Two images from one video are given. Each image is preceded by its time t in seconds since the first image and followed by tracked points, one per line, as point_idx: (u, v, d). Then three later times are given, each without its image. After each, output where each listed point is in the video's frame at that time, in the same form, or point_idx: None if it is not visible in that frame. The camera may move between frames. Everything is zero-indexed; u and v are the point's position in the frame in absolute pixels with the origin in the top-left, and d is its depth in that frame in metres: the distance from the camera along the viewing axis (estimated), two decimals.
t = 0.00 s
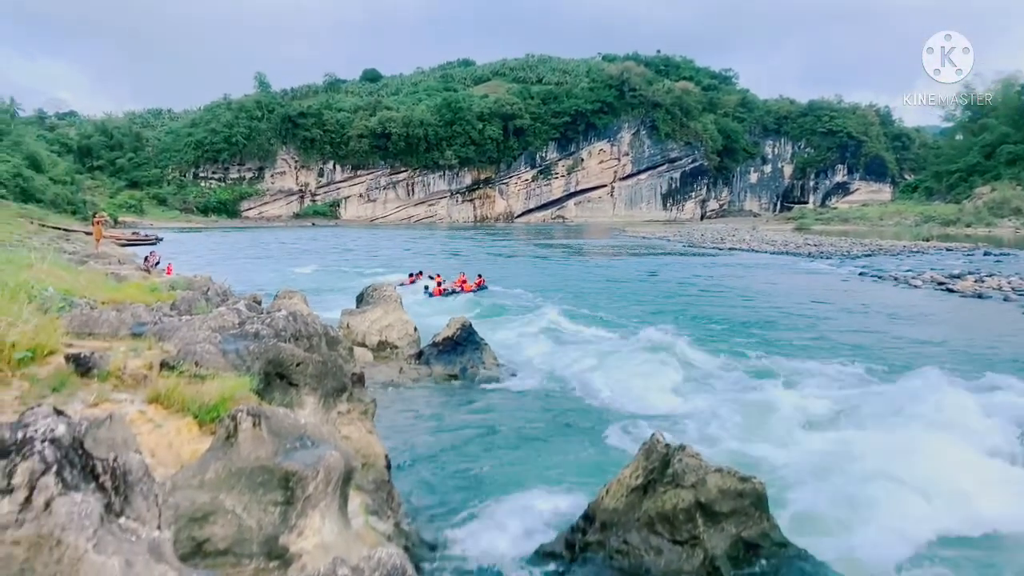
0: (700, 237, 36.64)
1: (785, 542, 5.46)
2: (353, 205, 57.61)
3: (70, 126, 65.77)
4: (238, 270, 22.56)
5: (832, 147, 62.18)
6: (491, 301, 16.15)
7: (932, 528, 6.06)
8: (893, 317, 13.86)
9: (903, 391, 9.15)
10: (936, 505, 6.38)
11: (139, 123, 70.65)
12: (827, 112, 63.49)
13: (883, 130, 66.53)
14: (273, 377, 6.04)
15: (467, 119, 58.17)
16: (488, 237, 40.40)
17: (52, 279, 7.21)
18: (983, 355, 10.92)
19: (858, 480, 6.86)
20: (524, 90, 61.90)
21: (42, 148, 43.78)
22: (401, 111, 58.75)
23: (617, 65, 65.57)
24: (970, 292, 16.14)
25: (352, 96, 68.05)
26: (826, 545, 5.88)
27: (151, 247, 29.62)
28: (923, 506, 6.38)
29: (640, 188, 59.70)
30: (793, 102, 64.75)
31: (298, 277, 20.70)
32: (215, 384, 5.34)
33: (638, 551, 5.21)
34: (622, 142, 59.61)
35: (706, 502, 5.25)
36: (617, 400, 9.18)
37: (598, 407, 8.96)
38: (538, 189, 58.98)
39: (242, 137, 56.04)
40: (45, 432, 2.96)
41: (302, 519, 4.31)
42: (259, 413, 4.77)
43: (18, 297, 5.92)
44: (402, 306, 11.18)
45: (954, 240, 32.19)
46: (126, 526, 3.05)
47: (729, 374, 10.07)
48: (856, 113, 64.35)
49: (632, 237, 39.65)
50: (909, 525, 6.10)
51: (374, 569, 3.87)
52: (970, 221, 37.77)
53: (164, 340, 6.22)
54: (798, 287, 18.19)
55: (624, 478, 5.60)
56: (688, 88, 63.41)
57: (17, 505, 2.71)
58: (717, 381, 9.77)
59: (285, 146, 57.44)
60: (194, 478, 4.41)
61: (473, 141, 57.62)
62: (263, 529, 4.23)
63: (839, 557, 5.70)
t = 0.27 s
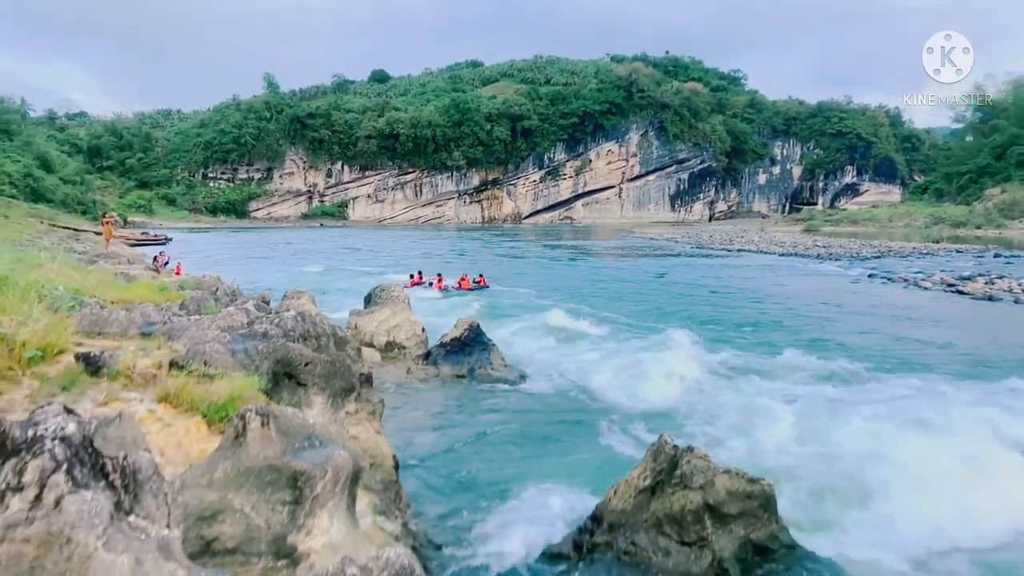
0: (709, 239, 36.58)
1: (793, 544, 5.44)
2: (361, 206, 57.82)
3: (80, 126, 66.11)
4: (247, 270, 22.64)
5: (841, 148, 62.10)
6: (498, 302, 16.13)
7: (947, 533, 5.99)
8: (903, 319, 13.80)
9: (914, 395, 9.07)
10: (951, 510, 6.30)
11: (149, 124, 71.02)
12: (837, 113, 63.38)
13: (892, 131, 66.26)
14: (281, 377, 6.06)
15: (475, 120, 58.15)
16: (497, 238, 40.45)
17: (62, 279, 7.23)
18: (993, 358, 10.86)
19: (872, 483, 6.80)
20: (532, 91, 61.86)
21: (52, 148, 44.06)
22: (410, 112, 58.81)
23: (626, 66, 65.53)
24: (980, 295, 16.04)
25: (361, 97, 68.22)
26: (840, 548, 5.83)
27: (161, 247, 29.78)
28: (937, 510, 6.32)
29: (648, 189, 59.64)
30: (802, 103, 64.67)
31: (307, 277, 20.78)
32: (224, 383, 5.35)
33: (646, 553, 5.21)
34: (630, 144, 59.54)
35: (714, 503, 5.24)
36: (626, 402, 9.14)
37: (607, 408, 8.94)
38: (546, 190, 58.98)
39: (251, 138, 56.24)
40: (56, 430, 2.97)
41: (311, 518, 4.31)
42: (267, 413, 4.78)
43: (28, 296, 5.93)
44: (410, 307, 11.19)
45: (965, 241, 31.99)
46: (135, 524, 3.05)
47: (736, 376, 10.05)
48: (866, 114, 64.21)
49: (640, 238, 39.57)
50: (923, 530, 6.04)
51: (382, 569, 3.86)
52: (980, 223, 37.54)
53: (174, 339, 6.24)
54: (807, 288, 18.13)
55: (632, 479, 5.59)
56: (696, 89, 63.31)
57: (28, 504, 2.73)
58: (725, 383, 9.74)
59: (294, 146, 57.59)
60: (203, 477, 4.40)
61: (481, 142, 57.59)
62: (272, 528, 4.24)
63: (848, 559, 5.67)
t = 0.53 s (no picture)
0: (715, 240, 36.53)
1: (799, 545, 5.42)
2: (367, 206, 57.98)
3: (88, 126, 66.41)
4: (253, 270, 22.70)
5: (848, 150, 62.01)
6: (504, 302, 16.15)
7: (954, 535, 5.96)
8: (910, 321, 13.75)
9: (920, 397, 9.03)
10: (958, 512, 6.27)
11: (156, 124, 71.29)
12: (843, 113, 63.37)
13: (899, 132, 66.09)
14: (287, 377, 6.07)
15: (481, 121, 58.14)
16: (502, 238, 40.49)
17: (69, 279, 7.25)
18: (1000, 360, 10.81)
19: (878, 486, 6.77)
20: (539, 92, 61.83)
21: (60, 149, 44.27)
22: (416, 112, 58.87)
23: (632, 66, 65.46)
24: (987, 296, 15.98)
25: (367, 97, 68.36)
26: (847, 550, 5.80)
27: (168, 247, 29.88)
28: (945, 512, 6.28)
29: (654, 190, 59.53)
30: (809, 104, 64.65)
31: (313, 277, 20.82)
32: (229, 383, 5.36)
33: (650, 554, 5.20)
34: (636, 144, 59.49)
35: (719, 505, 5.22)
36: (631, 403, 9.13)
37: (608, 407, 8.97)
38: (552, 190, 58.96)
39: (258, 138, 56.37)
40: (63, 428, 2.96)
41: (316, 518, 4.31)
42: (273, 412, 4.77)
43: (35, 296, 5.95)
44: (416, 307, 11.19)
45: (972, 242, 31.88)
46: (141, 524, 3.05)
47: (742, 377, 10.02)
48: (872, 115, 64.16)
49: (645, 238, 39.54)
50: (928, 532, 6.01)
51: (387, 569, 3.85)
52: (988, 224, 37.41)
53: (180, 339, 6.26)
54: (813, 290, 18.08)
55: (637, 480, 5.58)
56: (703, 90, 63.22)
57: (35, 503, 2.73)
58: (731, 384, 9.72)
59: (300, 147, 57.70)
60: (209, 477, 4.42)
61: (487, 143, 57.66)
62: (277, 528, 4.25)
63: (854, 561, 5.65)
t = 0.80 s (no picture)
0: (720, 241, 36.47)
1: (803, 547, 5.38)
2: (372, 207, 58.09)
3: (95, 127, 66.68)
4: (258, 270, 22.76)
5: (853, 151, 62.12)
6: (509, 303, 16.15)
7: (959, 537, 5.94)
8: (914, 322, 13.70)
9: (927, 398, 8.99)
10: (965, 514, 6.25)
11: (162, 125, 71.53)
12: (848, 115, 63.33)
13: (905, 134, 65.94)
14: (291, 377, 6.08)
15: (486, 122, 58.20)
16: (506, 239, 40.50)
17: (75, 279, 7.28)
18: (1005, 362, 10.76)
19: (885, 488, 6.74)
20: (544, 93, 61.86)
21: (67, 149, 44.49)
22: (421, 113, 59.03)
23: (637, 67, 65.49)
24: (993, 298, 15.92)
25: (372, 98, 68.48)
26: (851, 551, 5.79)
27: (173, 247, 29.95)
28: (950, 514, 6.25)
29: (659, 191, 59.29)
30: (814, 105, 64.60)
31: (317, 277, 20.83)
32: (234, 383, 5.36)
33: (654, 556, 5.19)
34: (641, 145, 59.43)
35: (723, 506, 5.20)
36: (635, 404, 9.11)
37: (616, 409, 8.96)
38: (557, 191, 58.93)
39: (263, 139, 56.50)
40: (68, 429, 2.99)
41: (320, 519, 4.31)
42: (277, 412, 4.76)
43: (41, 296, 5.97)
44: (419, 307, 11.21)
45: (978, 244, 31.78)
46: (144, 524, 3.05)
47: (746, 379, 10.00)
48: (878, 117, 64.09)
49: (650, 240, 39.49)
50: (934, 534, 5.99)
51: (390, 570, 3.82)
52: (993, 225, 37.29)
53: (185, 340, 6.27)
54: (818, 291, 18.04)
55: (641, 481, 5.56)
56: (708, 91, 63.16)
57: (39, 503, 2.74)
58: (737, 385, 9.70)
59: (305, 147, 57.82)
60: (213, 476, 4.43)
61: (492, 144, 57.68)
62: (281, 528, 4.25)
63: (857, 561, 5.65)
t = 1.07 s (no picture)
0: (725, 242, 36.41)
1: (808, 550, 5.33)
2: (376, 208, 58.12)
3: (100, 128, 66.85)
4: (263, 271, 22.78)
5: (858, 152, 62.05)
6: (512, 304, 16.15)
7: (966, 539, 5.92)
8: (920, 325, 13.65)
9: (931, 401, 8.95)
10: (971, 517, 6.22)
11: (167, 125, 71.64)
12: (853, 116, 63.33)
13: (910, 135, 65.80)
14: (296, 378, 6.08)
15: (490, 123, 58.20)
16: (511, 240, 40.52)
17: (81, 279, 7.31)
18: (1011, 365, 10.72)
19: (891, 490, 6.71)
20: (548, 94, 61.87)
21: (73, 150, 44.63)
22: (426, 114, 59.10)
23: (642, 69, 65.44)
24: (998, 300, 15.86)
25: (377, 99, 68.56)
26: (856, 554, 5.77)
27: (178, 248, 29.97)
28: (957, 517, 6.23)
29: (663, 192, 59.11)
30: (819, 107, 64.54)
31: (322, 278, 20.84)
32: (238, 384, 5.37)
33: (658, 557, 5.20)
34: (645, 147, 59.35)
35: (728, 508, 5.18)
36: (638, 405, 9.11)
37: (621, 411, 8.94)
38: (561, 193, 58.89)
39: (268, 140, 56.58)
40: (73, 429, 3.01)
41: (324, 520, 4.32)
42: (282, 413, 4.76)
43: (48, 296, 6.00)
44: (423, 308, 11.22)
45: (983, 246, 31.68)
46: (149, 524, 3.04)
47: (750, 380, 9.98)
48: (883, 119, 64.01)
49: (654, 241, 39.44)
50: (940, 537, 5.97)
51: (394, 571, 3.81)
52: (999, 227, 37.18)
53: (190, 340, 6.28)
54: (823, 293, 17.99)
55: (644, 483, 5.57)
56: (712, 92, 63.05)
57: (45, 503, 2.75)
58: (741, 387, 9.68)
59: (310, 148, 57.89)
60: (218, 477, 4.43)
61: (496, 145, 57.64)
62: (285, 529, 4.25)
63: (861, 563, 5.65)
